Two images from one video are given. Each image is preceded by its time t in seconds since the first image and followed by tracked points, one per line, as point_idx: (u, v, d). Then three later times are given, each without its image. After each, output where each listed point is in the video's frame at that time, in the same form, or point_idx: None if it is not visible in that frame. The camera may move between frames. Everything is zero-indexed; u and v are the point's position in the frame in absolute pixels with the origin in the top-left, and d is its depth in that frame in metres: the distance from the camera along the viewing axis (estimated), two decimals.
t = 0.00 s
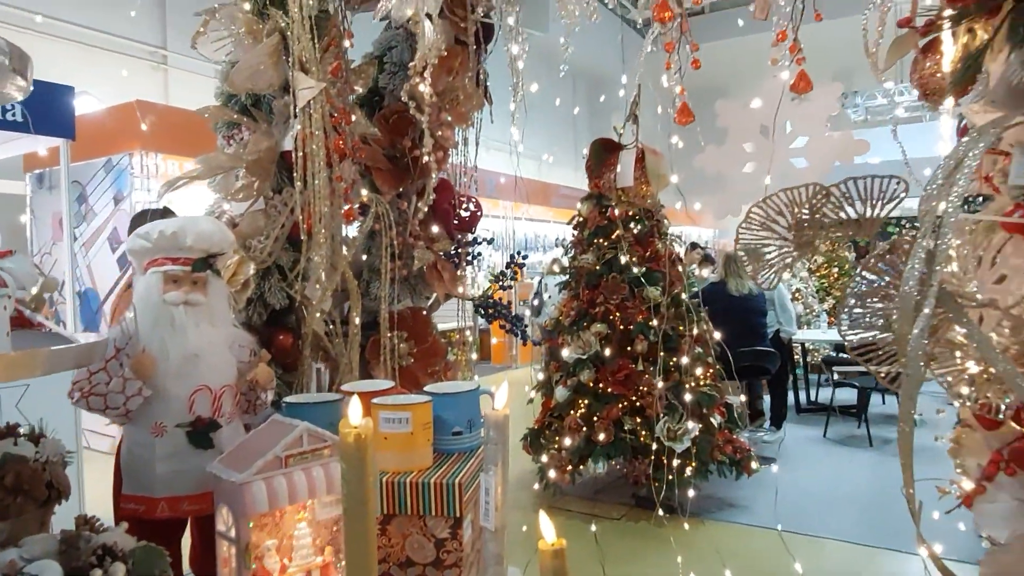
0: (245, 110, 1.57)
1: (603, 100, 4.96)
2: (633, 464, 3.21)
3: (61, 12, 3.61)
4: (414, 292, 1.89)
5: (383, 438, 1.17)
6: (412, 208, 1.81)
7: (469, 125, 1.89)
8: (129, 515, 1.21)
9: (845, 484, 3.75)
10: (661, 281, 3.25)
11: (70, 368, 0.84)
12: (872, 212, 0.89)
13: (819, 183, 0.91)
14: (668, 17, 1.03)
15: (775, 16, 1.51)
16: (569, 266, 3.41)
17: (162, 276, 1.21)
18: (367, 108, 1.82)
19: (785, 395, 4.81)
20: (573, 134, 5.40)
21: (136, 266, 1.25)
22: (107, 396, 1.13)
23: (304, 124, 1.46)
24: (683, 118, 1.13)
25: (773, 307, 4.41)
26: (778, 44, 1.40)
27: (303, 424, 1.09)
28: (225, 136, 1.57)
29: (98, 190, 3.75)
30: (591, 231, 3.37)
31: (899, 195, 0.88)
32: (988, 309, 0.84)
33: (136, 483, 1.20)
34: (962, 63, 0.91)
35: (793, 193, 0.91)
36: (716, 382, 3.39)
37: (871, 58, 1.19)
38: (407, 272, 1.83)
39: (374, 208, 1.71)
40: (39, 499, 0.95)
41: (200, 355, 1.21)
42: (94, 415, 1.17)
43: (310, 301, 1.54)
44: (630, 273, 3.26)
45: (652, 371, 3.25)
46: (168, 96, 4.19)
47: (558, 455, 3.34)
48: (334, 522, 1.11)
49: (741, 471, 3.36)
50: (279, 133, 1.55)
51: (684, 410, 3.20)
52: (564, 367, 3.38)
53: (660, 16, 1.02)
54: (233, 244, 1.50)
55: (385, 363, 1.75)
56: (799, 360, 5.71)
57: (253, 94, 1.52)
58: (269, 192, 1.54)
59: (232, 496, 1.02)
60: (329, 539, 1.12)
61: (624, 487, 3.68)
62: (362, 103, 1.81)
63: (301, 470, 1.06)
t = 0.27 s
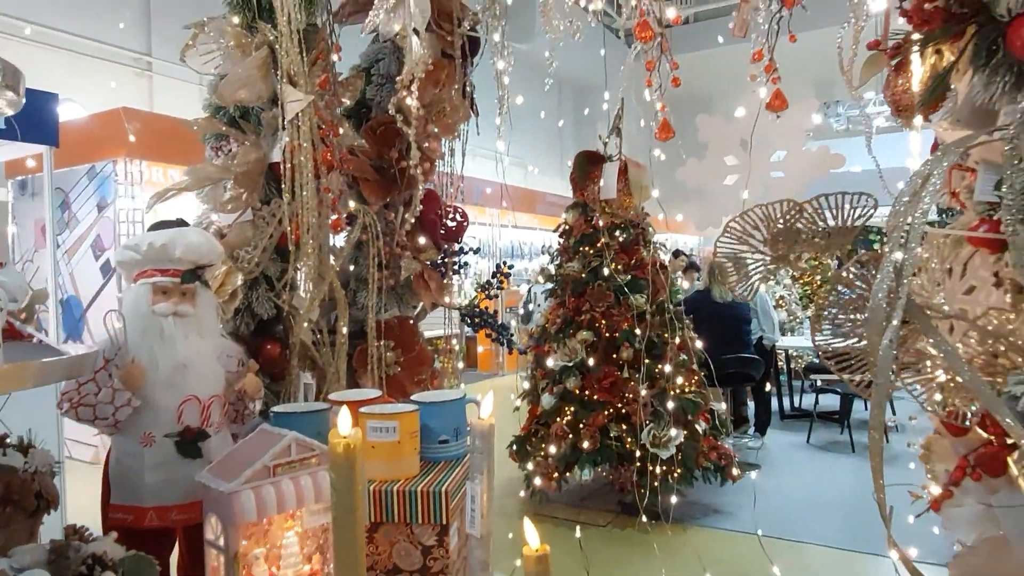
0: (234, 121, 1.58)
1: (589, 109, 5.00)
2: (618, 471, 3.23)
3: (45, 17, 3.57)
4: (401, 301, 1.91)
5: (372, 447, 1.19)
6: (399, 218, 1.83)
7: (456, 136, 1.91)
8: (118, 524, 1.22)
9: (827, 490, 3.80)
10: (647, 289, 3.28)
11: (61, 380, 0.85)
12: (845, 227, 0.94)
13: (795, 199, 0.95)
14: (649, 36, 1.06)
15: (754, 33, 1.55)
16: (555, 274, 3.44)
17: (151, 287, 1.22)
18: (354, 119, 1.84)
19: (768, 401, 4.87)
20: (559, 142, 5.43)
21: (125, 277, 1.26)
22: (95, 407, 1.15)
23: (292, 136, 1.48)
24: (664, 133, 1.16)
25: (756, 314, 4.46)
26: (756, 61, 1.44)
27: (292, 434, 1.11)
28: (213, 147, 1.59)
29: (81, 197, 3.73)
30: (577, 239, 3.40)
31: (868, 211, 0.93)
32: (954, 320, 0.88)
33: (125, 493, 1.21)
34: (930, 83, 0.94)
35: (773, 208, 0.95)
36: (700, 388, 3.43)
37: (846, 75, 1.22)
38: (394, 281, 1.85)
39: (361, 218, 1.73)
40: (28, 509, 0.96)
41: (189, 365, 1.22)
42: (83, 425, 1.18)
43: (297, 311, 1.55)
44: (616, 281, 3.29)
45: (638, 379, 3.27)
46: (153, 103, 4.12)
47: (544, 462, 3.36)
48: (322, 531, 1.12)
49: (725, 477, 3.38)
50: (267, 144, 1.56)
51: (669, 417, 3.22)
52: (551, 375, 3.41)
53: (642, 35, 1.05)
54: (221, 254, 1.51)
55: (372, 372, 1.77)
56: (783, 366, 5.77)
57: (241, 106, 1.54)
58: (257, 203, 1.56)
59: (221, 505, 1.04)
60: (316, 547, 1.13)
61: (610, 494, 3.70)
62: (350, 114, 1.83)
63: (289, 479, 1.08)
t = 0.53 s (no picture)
0: (220, 134, 1.60)
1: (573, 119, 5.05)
2: (602, 479, 3.26)
3: (29, 24, 3.57)
4: (386, 312, 1.92)
5: (357, 457, 1.21)
6: (384, 230, 1.85)
7: (440, 149, 1.94)
8: (103, 536, 1.22)
9: (808, 497, 3.84)
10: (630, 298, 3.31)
11: (50, 391, 0.87)
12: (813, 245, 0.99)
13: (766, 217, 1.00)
14: (627, 57, 1.09)
15: (731, 51, 1.59)
16: (540, 283, 3.47)
17: (138, 300, 1.25)
18: (340, 132, 1.86)
19: (751, 409, 4.92)
20: (543, 152, 5.48)
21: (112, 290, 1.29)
22: (82, 418, 1.16)
23: (278, 149, 1.50)
24: (643, 151, 1.20)
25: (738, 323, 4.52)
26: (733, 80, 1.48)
27: (278, 444, 1.12)
28: (200, 159, 1.61)
29: (62, 206, 3.71)
30: (561, 248, 3.44)
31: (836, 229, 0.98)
32: (919, 331, 0.91)
33: (111, 505, 1.22)
34: (895, 105, 0.98)
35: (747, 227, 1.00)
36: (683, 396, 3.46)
37: (819, 94, 1.26)
38: (380, 292, 1.87)
39: (347, 231, 1.75)
40: (14, 520, 0.97)
41: (176, 377, 1.24)
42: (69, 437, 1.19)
43: (283, 322, 1.57)
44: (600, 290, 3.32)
45: (621, 388, 3.29)
46: (137, 111, 4.10)
47: (529, 471, 3.37)
48: (307, 541, 1.13)
49: (708, 484, 3.42)
50: (254, 157, 1.58)
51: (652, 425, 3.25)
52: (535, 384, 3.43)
53: (620, 56, 1.09)
54: (207, 266, 1.52)
55: (357, 383, 1.78)
56: (766, 375, 5.83)
57: (228, 120, 1.56)
58: (243, 216, 1.58)
59: (207, 515, 1.05)
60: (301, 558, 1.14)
61: (594, 502, 3.73)
62: (335, 127, 1.85)
63: (275, 490, 1.09)
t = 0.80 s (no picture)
0: (209, 145, 1.61)
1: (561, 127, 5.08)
2: (590, 486, 3.27)
3: (15, 30, 3.56)
4: (375, 321, 1.94)
5: (345, 466, 1.22)
6: (373, 240, 1.87)
7: (429, 160, 1.96)
8: (91, 546, 1.23)
9: (794, 503, 3.87)
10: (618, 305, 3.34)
11: (40, 403, 0.88)
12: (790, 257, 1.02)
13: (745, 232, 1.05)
14: (611, 74, 1.11)
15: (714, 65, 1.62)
16: (528, 291, 3.49)
17: (128, 311, 1.26)
18: (329, 143, 1.88)
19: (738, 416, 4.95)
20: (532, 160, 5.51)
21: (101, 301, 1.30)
22: (71, 429, 1.17)
23: (267, 160, 1.51)
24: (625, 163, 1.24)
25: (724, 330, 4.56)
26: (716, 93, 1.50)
27: (267, 454, 1.14)
28: (189, 170, 1.62)
29: (48, 213, 3.69)
30: (549, 256, 3.46)
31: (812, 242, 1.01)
32: (892, 342, 0.94)
33: (100, 515, 1.23)
34: (871, 120, 1.01)
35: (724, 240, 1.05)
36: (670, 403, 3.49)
37: (798, 108, 1.29)
38: (368, 302, 1.88)
39: (336, 240, 1.76)
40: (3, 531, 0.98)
41: (165, 388, 1.26)
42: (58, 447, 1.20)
43: (271, 332, 1.58)
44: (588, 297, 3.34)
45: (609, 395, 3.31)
46: (124, 118, 4.07)
47: (518, 478, 3.39)
48: (296, 550, 1.14)
49: (695, 491, 3.44)
50: (243, 168, 1.60)
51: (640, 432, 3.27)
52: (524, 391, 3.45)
53: (604, 72, 1.11)
54: (195, 276, 1.53)
55: (345, 392, 1.79)
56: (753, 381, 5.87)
57: (217, 131, 1.57)
58: (232, 227, 1.59)
59: (196, 525, 1.06)
60: (289, 567, 1.14)
61: (583, 509, 3.74)
62: (324, 138, 1.87)
63: (264, 499, 1.10)
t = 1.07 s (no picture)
0: (200, 155, 1.62)
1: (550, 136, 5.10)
2: (580, 493, 3.28)
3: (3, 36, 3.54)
4: (365, 330, 1.95)
5: (336, 475, 1.23)
6: (363, 249, 1.88)
7: (419, 169, 1.98)
8: (82, 555, 1.24)
9: (781, 508, 3.90)
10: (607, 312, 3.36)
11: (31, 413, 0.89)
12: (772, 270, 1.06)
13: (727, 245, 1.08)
14: (597, 89, 1.13)
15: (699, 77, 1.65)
16: (518, 298, 3.51)
17: (120, 321, 1.28)
18: (319, 152, 1.89)
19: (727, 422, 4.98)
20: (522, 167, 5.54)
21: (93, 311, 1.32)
22: (62, 439, 1.18)
23: (258, 170, 1.53)
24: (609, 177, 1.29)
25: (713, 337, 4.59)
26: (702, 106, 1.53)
27: (258, 463, 1.14)
28: (180, 180, 1.63)
29: (36, 220, 3.67)
30: (539, 264, 3.48)
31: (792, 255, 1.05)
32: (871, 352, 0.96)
33: (91, 524, 1.24)
34: (850, 134, 1.03)
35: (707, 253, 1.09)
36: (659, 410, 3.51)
37: (781, 121, 1.32)
38: (358, 310, 1.89)
39: (326, 250, 1.77)
40: None
41: (156, 397, 1.27)
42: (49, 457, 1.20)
43: (262, 341, 1.59)
44: (577, 304, 3.36)
45: (599, 402, 3.33)
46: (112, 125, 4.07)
47: (508, 485, 3.40)
48: (286, 558, 1.15)
49: (684, 497, 3.46)
50: (234, 178, 1.61)
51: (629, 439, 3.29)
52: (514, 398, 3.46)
53: (591, 86, 1.13)
54: (186, 286, 1.54)
55: (335, 400, 1.80)
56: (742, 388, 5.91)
57: (208, 141, 1.58)
58: (223, 236, 1.60)
59: (187, 533, 1.07)
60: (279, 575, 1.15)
61: (572, 516, 3.75)
62: (314, 148, 1.89)
63: (255, 508, 1.11)
